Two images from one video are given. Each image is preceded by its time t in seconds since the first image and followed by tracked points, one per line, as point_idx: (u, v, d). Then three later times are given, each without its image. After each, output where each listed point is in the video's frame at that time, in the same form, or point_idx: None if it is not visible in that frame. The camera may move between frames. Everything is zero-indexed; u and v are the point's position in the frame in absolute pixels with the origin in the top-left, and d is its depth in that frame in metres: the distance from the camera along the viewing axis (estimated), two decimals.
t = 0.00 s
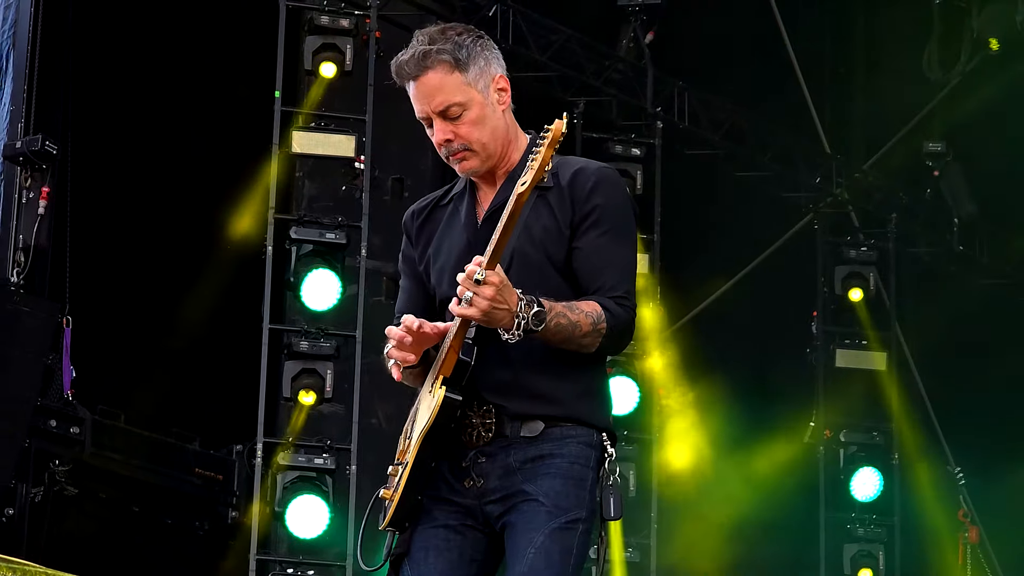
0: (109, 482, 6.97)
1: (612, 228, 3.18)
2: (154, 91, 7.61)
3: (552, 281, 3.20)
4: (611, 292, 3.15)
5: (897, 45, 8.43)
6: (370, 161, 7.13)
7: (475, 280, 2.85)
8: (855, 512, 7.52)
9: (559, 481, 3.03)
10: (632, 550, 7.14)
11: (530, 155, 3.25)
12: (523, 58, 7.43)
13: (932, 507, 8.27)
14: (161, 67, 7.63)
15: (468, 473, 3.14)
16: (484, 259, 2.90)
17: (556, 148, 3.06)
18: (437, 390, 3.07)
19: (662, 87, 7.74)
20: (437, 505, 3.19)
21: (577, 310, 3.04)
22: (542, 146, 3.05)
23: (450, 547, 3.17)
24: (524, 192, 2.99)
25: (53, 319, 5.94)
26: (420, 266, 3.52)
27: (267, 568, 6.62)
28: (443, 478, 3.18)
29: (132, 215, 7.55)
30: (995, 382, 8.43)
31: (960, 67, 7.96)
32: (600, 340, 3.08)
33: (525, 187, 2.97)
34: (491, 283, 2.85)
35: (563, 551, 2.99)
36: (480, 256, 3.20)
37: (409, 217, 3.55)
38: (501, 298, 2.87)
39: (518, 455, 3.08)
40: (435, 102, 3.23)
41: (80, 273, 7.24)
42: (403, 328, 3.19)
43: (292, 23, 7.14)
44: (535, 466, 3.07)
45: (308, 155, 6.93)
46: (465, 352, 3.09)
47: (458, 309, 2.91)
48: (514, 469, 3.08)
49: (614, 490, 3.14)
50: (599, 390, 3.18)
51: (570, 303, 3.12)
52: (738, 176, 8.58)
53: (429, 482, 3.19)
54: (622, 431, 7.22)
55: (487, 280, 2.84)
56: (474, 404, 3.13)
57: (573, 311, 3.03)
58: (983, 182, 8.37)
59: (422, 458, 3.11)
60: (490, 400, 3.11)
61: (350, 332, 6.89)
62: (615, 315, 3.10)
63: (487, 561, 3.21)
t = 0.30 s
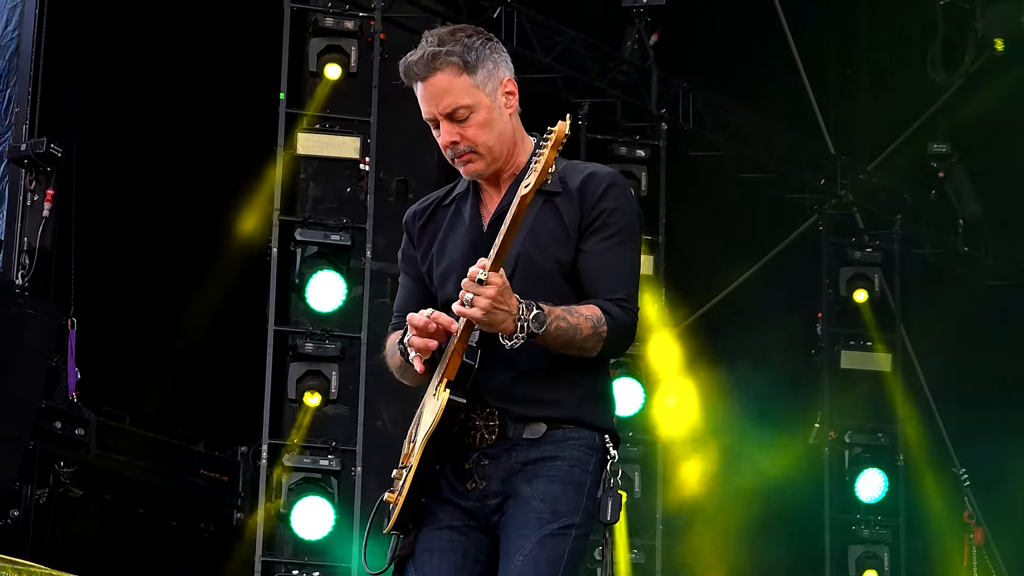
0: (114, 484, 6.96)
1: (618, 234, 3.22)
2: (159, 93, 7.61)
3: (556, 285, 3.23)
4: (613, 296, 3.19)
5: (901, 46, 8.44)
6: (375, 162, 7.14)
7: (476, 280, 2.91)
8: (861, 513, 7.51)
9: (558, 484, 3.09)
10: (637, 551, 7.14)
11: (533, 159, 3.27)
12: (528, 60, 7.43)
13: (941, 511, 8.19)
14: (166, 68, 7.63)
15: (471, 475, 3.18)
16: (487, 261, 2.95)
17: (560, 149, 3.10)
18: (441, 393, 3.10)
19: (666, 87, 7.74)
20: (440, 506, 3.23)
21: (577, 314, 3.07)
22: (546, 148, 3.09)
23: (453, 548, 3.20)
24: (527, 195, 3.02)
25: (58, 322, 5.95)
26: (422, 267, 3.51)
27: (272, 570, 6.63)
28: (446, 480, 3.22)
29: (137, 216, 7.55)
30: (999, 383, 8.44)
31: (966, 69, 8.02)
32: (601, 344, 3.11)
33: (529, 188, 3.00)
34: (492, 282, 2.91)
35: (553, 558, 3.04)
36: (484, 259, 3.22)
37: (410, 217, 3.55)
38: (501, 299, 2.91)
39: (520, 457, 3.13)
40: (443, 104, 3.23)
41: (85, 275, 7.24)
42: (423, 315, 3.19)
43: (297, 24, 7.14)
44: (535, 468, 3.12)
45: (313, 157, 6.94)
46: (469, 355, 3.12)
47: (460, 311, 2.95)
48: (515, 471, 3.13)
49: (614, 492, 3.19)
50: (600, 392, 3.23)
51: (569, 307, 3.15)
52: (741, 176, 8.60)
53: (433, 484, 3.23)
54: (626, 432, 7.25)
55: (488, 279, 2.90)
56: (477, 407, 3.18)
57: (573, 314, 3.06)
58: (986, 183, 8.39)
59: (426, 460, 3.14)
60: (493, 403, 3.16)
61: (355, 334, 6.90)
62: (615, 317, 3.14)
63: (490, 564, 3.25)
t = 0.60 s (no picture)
0: (120, 485, 6.97)
1: (622, 236, 3.23)
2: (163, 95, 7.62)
3: (560, 287, 3.24)
4: (619, 298, 3.19)
5: (905, 48, 8.45)
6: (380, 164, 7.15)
7: (484, 283, 2.87)
8: (866, 515, 7.54)
9: (569, 485, 3.09)
10: (643, 553, 7.15)
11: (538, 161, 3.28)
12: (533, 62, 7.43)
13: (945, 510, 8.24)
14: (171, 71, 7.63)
15: (476, 477, 3.19)
16: (496, 262, 2.92)
17: (569, 152, 3.07)
18: (447, 395, 3.12)
19: (673, 88, 7.71)
20: (445, 508, 3.24)
21: (585, 315, 3.08)
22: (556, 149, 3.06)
23: (458, 550, 3.21)
24: (538, 196, 3.01)
25: (62, 323, 5.96)
26: (426, 270, 3.50)
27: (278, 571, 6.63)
28: (451, 483, 3.23)
29: (142, 218, 7.56)
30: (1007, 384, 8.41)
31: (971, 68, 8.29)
32: (608, 345, 3.12)
33: (539, 189, 2.99)
34: (501, 286, 2.87)
35: (571, 556, 3.04)
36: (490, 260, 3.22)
37: (412, 221, 3.55)
38: (511, 301, 2.89)
39: (527, 459, 3.13)
40: (443, 109, 3.25)
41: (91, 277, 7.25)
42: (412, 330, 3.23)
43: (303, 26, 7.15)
44: (544, 470, 3.12)
45: (318, 159, 6.94)
46: (475, 357, 3.15)
47: (467, 312, 2.92)
48: (523, 474, 3.13)
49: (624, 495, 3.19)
50: (606, 394, 3.23)
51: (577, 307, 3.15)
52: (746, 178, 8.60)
53: (438, 486, 3.24)
54: (632, 433, 7.22)
55: (497, 283, 2.86)
56: (483, 409, 3.19)
57: (581, 315, 3.07)
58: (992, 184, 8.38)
59: (431, 462, 3.16)
60: (499, 406, 3.17)
61: (361, 335, 6.90)
62: (623, 318, 3.14)
63: (495, 564, 3.27)
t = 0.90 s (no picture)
0: (125, 488, 6.96)
1: (627, 234, 3.20)
2: (169, 98, 7.62)
3: (566, 289, 3.20)
4: (625, 297, 3.16)
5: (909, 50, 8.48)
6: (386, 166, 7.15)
7: (483, 291, 2.86)
8: (872, 517, 7.55)
9: (575, 486, 3.06)
10: (649, 555, 7.14)
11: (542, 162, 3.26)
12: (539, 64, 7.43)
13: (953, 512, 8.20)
14: (178, 74, 7.64)
15: (481, 478, 3.16)
16: (495, 269, 2.91)
17: (566, 157, 3.03)
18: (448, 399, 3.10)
19: (679, 90, 7.72)
20: (450, 510, 3.22)
21: (590, 314, 3.05)
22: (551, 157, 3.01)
23: (463, 552, 3.19)
24: (534, 203, 2.98)
25: (68, 327, 5.99)
26: (431, 273, 3.50)
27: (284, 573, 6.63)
28: (455, 485, 3.20)
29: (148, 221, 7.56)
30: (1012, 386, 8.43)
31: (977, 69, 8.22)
32: (614, 344, 3.09)
33: (535, 197, 2.95)
34: (500, 292, 2.85)
35: (580, 556, 3.01)
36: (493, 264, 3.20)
37: (417, 223, 3.54)
38: (511, 305, 2.88)
39: (532, 461, 3.11)
40: (449, 110, 3.23)
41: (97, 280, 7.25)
42: (425, 336, 3.19)
43: (308, 29, 7.16)
44: (550, 472, 3.10)
45: (323, 161, 6.94)
46: (477, 360, 3.13)
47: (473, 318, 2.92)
48: (528, 475, 3.11)
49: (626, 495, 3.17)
50: (611, 395, 3.21)
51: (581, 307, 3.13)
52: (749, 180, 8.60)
53: (443, 488, 3.22)
54: (637, 435, 7.25)
55: (495, 290, 2.84)
56: (486, 411, 3.17)
57: (586, 315, 3.04)
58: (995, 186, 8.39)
59: (435, 464, 3.14)
60: (502, 407, 3.15)
61: (367, 337, 6.90)
62: (627, 317, 3.11)
63: (501, 565, 3.24)
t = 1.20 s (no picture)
0: (129, 490, 6.95)
1: (633, 236, 3.16)
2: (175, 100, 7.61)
3: (571, 289, 3.16)
4: (630, 298, 3.12)
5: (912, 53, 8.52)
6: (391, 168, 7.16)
7: (492, 286, 2.79)
8: (877, 519, 7.57)
9: (581, 488, 3.03)
10: (654, 557, 7.12)
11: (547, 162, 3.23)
12: (543, 66, 7.42)
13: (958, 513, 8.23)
14: (183, 76, 7.64)
15: (487, 480, 3.11)
16: (503, 265, 2.86)
17: (576, 152, 3.02)
18: (457, 396, 3.05)
19: (683, 92, 7.74)
20: (456, 512, 3.17)
21: (596, 315, 3.02)
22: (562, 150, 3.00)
23: (468, 555, 3.14)
24: (544, 197, 2.95)
25: (74, 329, 6.03)
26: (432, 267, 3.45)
27: None
28: (461, 487, 3.15)
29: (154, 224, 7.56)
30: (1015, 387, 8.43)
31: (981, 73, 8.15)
32: (619, 345, 3.06)
33: (545, 192, 2.93)
34: (510, 288, 2.81)
35: (588, 558, 2.98)
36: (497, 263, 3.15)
37: (420, 218, 3.49)
38: (519, 303, 2.83)
39: (538, 462, 3.07)
40: (455, 110, 3.20)
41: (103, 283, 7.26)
42: (441, 319, 3.08)
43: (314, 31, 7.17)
44: (555, 473, 3.05)
45: (328, 164, 6.95)
46: (485, 360, 3.08)
47: (476, 314, 2.85)
48: (534, 477, 3.07)
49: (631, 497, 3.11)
50: (615, 396, 3.17)
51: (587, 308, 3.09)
52: (754, 181, 8.59)
53: (448, 490, 3.17)
54: (642, 437, 7.24)
55: (505, 286, 2.79)
56: (491, 412, 3.12)
57: (592, 315, 3.01)
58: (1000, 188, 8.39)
59: (442, 464, 3.09)
60: (508, 408, 3.10)
61: (372, 340, 6.90)
62: (633, 319, 3.08)
63: (505, 568, 3.20)
